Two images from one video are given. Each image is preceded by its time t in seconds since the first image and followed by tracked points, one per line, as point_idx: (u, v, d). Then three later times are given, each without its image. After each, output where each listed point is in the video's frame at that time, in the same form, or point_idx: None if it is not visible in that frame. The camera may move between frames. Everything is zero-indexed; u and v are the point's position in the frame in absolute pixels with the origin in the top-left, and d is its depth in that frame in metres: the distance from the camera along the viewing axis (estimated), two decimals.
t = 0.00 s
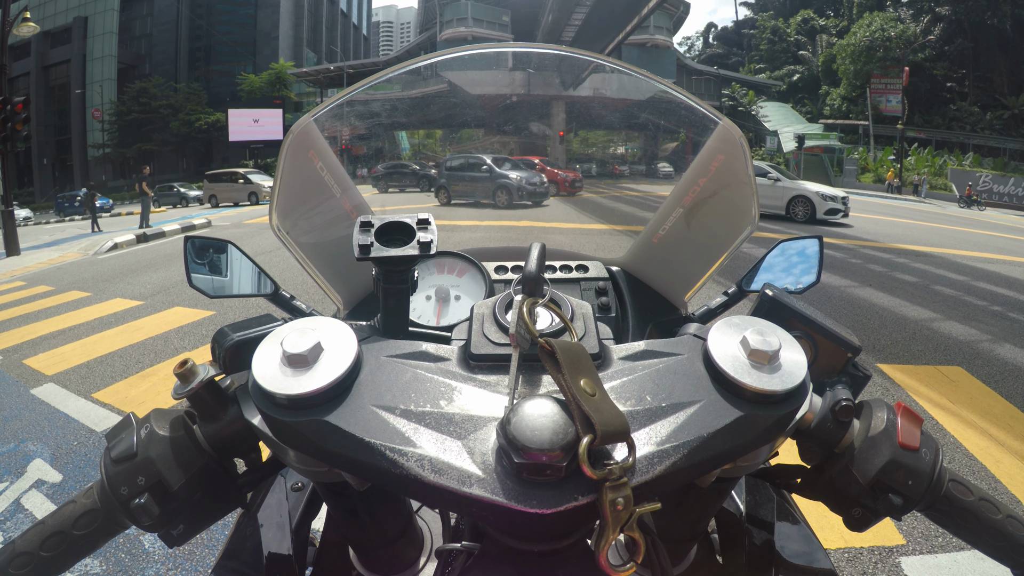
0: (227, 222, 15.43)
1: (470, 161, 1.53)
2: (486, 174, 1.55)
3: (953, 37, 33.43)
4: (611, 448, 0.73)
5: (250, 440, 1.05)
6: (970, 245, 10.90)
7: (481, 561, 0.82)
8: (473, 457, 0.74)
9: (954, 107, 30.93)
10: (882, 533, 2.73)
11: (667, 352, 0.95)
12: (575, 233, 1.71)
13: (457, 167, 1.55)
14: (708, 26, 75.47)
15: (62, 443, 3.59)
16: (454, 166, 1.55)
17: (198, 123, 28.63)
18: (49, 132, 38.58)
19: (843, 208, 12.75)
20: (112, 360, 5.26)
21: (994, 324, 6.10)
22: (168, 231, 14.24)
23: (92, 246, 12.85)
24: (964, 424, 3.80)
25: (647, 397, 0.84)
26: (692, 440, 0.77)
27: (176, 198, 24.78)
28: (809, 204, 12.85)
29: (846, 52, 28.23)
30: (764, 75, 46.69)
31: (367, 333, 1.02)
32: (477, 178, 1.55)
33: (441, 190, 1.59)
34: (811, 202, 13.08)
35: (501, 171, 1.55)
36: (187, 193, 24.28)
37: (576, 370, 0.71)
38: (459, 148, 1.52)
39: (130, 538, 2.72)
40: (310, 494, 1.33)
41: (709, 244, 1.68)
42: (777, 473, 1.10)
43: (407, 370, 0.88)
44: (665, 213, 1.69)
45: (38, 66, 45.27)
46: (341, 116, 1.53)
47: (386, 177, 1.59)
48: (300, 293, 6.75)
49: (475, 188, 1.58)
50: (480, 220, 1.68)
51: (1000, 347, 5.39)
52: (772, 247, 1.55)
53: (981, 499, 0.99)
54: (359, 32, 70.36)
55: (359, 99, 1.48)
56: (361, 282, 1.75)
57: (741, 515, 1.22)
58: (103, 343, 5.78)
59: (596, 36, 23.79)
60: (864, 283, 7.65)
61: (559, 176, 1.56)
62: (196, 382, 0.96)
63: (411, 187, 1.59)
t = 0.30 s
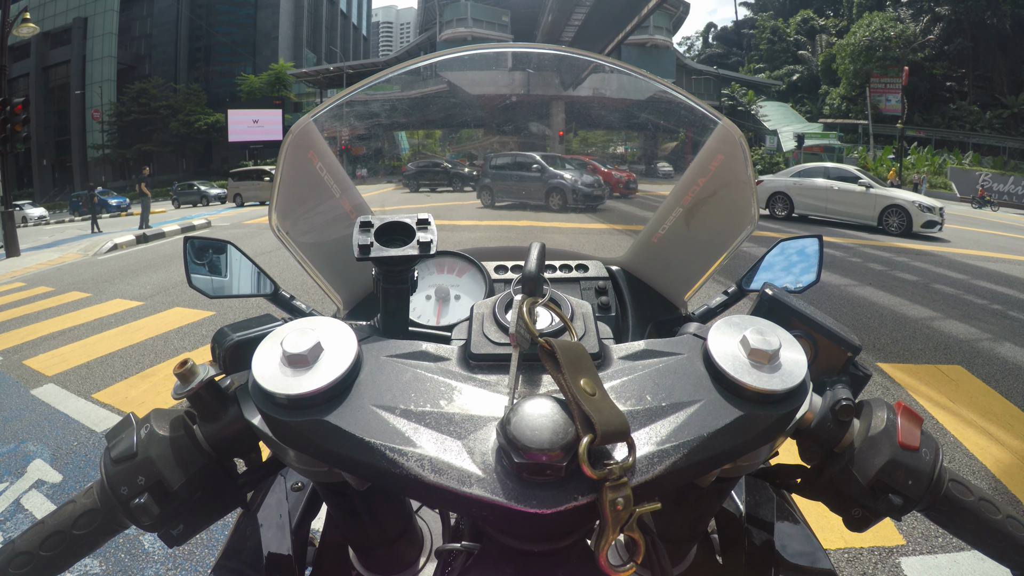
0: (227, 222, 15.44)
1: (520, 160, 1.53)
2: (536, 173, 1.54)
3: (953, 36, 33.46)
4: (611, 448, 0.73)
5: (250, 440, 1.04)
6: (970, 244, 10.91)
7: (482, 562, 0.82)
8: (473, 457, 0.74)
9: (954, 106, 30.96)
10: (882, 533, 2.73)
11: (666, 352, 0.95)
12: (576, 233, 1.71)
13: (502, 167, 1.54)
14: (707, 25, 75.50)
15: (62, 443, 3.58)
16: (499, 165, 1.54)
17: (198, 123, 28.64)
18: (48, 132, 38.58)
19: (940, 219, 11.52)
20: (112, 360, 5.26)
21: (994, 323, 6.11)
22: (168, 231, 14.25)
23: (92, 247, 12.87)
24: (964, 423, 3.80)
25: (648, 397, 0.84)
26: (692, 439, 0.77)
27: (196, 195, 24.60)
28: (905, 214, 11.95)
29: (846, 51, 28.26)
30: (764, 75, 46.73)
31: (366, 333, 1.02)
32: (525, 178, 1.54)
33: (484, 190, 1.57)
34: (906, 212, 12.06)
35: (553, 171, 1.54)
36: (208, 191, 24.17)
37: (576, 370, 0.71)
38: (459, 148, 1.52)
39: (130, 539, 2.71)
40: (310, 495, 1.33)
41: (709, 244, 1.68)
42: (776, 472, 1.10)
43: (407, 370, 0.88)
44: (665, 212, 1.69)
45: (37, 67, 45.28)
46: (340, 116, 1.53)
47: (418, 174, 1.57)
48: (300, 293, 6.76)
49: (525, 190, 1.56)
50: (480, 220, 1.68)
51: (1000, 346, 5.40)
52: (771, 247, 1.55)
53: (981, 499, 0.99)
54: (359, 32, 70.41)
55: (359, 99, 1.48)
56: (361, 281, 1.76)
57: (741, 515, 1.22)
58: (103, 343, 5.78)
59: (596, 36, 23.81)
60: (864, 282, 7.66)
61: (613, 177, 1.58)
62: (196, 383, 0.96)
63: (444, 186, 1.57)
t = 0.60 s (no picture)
0: (227, 222, 15.44)
1: (585, 160, 1.53)
2: (596, 173, 1.56)
3: (953, 37, 33.44)
4: (612, 448, 0.73)
5: (250, 440, 1.04)
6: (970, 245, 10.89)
7: (481, 562, 0.83)
8: (473, 456, 0.74)
9: (954, 106, 30.96)
10: (882, 532, 2.73)
11: (667, 352, 0.95)
12: (576, 233, 1.71)
13: (561, 166, 1.54)
14: (708, 26, 75.44)
15: (62, 443, 3.59)
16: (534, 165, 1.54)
17: (198, 123, 28.64)
18: (48, 133, 38.61)
19: None
20: (112, 360, 5.27)
21: (994, 323, 6.10)
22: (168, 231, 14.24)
23: (92, 247, 12.87)
24: (963, 423, 3.80)
25: (648, 397, 0.84)
26: (693, 439, 0.77)
27: (218, 193, 24.10)
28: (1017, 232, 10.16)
29: (845, 52, 28.28)
30: (764, 75, 46.73)
31: (367, 333, 1.02)
32: (588, 179, 1.56)
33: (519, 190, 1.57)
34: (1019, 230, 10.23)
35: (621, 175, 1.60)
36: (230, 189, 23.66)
37: (575, 370, 0.71)
38: (459, 148, 1.52)
39: (130, 538, 2.72)
40: (310, 494, 1.33)
41: (709, 244, 1.68)
42: (776, 473, 1.10)
43: (407, 370, 0.88)
44: (665, 212, 1.69)
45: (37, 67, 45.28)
46: (340, 116, 1.53)
47: (452, 174, 1.56)
48: (299, 293, 6.76)
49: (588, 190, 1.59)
50: (480, 220, 1.69)
51: (1000, 346, 5.39)
52: (771, 247, 1.55)
53: (981, 499, 0.99)
54: (359, 32, 70.42)
55: (359, 99, 1.48)
56: (362, 282, 1.76)
57: (742, 515, 1.22)
58: (103, 343, 5.79)
59: (596, 36, 23.81)
60: (864, 282, 7.65)
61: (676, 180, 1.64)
62: (196, 382, 0.96)
63: (479, 186, 1.57)
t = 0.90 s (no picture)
0: (227, 222, 15.45)
1: (649, 161, 1.59)
2: (666, 176, 1.64)
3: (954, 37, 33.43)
4: (611, 448, 0.73)
5: (250, 440, 1.05)
6: (970, 245, 10.89)
7: (481, 562, 0.82)
8: (473, 457, 0.74)
9: (954, 107, 30.97)
10: (881, 532, 2.73)
11: (667, 352, 0.95)
12: (576, 233, 1.71)
13: (624, 167, 1.58)
14: (708, 27, 75.42)
15: (62, 442, 3.59)
16: (533, 165, 1.54)
17: (199, 123, 28.64)
18: (48, 132, 38.62)
19: None
20: (112, 359, 5.27)
21: (994, 324, 6.10)
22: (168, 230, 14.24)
23: (92, 246, 12.87)
24: (963, 423, 3.81)
25: (648, 397, 0.84)
26: (692, 439, 0.77)
27: (239, 190, 23.69)
28: None
29: (846, 52, 28.28)
30: (764, 76, 46.76)
31: (367, 333, 1.02)
32: (657, 182, 1.64)
33: (521, 189, 1.57)
34: None
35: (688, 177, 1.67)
36: (252, 188, 23.25)
37: (575, 370, 0.71)
38: (459, 148, 1.52)
39: (130, 538, 2.72)
40: (310, 494, 1.33)
41: (708, 244, 1.68)
42: (776, 473, 1.10)
43: (407, 370, 0.88)
44: (665, 213, 1.69)
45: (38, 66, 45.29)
46: (341, 116, 1.53)
47: (466, 173, 1.55)
48: (300, 293, 6.77)
49: (658, 193, 1.66)
50: (481, 219, 1.69)
51: (1000, 347, 5.39)
52: (771, 247, 1.55)
53: (981, 499, 0.99)
54: (360, 32, 70.49)
55: (359, 99, 1.48)
56: (362, 281, 1.75)
57: (741, 515, 1.22)
58: (103, 342, 5.79)
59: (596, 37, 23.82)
60: (864, 282, 7.65)
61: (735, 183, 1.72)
62: (196, 382, 0.96)
63: (519, 185, 1.56)
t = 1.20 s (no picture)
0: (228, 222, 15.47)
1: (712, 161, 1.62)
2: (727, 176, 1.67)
3: (954, 38, 33.43)
4: (611, 447, 0.73)
5: (250, 440, 1.05)
6: (970, 246, 10.89)
7: (481, 562, 0.83)
8: (473, 456, 0.75)
9: (954, 107, 30.96)
10: (882, 532, 2.73)
11: (667, 352, 0.95)
12: (576, 232, 1.72)
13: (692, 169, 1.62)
14: (707, 27, 75.49)
15: (62, 443, 3.59)
16: (534, 165, 1.55)
17: (199, 122, 28.65)
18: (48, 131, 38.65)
19: None
20: (112, 359, 5.27)
21: (994, 324, 6.10)
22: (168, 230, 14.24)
23: (92, 245, 12.88)
24: (963, 423, 3.81)
25: (648, 396, 0.84)
26: (692, 439, 0.77)
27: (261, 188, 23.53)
28: None
29: (846, 53, 28.28)
30: (764, 76, 46.80)
31: (366, 333, 1.02)
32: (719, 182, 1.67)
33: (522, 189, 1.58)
34: None
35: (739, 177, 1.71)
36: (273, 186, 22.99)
37: (576, 370, 0.71)
38: (459, 148, 1.53)
39: (130, 538, 2.72)
40: (310, 494, 1.33)
41: (708, 244, 1.67)
42: (777, 473, 1.10)
43: (407, 370, 0.88)
44: (665, 213, 1.68)
45: (38, 65, 45.33)
46: (341, 116, 1.52)
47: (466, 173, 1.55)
48: (300, 293, 6.77)
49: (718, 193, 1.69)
50: (481, 219, 1.69)
51: (999, 347, 5.39)
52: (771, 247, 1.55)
53: (981, 498, 0.99)
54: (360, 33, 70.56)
55: (359, 99, 1.48)
56: (362, 281, 1.75)
57: (741, 514, 1.22)
58: (103, 342, 5.79)
59: (596, 37, 23.84)
60: (864, 283, 7.65)
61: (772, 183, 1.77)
62: (196, 383, 0.96)
63: (520, 185, 1.57)
